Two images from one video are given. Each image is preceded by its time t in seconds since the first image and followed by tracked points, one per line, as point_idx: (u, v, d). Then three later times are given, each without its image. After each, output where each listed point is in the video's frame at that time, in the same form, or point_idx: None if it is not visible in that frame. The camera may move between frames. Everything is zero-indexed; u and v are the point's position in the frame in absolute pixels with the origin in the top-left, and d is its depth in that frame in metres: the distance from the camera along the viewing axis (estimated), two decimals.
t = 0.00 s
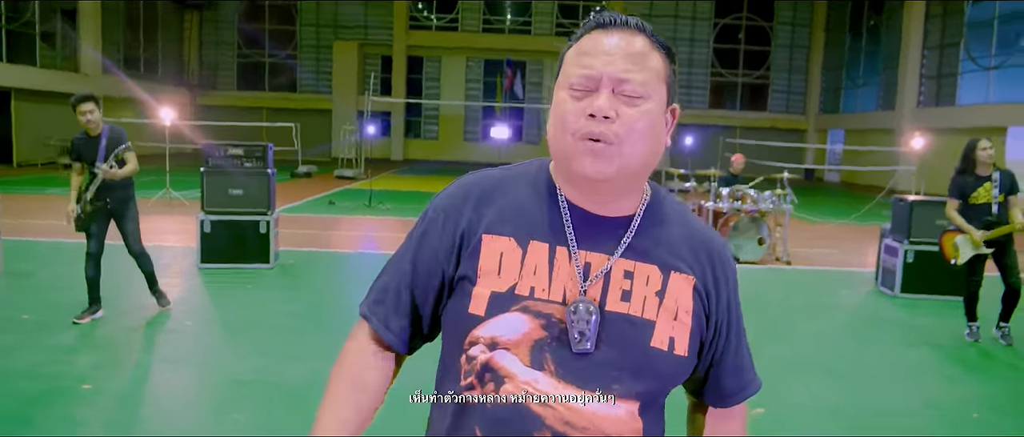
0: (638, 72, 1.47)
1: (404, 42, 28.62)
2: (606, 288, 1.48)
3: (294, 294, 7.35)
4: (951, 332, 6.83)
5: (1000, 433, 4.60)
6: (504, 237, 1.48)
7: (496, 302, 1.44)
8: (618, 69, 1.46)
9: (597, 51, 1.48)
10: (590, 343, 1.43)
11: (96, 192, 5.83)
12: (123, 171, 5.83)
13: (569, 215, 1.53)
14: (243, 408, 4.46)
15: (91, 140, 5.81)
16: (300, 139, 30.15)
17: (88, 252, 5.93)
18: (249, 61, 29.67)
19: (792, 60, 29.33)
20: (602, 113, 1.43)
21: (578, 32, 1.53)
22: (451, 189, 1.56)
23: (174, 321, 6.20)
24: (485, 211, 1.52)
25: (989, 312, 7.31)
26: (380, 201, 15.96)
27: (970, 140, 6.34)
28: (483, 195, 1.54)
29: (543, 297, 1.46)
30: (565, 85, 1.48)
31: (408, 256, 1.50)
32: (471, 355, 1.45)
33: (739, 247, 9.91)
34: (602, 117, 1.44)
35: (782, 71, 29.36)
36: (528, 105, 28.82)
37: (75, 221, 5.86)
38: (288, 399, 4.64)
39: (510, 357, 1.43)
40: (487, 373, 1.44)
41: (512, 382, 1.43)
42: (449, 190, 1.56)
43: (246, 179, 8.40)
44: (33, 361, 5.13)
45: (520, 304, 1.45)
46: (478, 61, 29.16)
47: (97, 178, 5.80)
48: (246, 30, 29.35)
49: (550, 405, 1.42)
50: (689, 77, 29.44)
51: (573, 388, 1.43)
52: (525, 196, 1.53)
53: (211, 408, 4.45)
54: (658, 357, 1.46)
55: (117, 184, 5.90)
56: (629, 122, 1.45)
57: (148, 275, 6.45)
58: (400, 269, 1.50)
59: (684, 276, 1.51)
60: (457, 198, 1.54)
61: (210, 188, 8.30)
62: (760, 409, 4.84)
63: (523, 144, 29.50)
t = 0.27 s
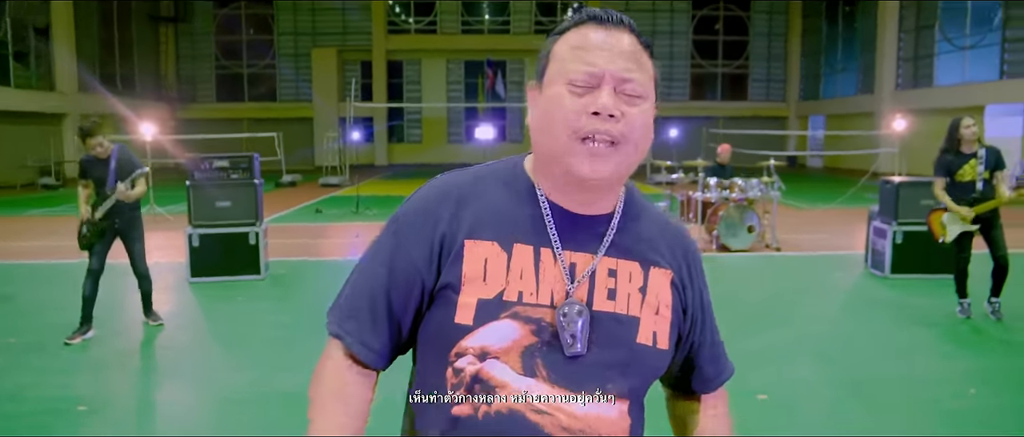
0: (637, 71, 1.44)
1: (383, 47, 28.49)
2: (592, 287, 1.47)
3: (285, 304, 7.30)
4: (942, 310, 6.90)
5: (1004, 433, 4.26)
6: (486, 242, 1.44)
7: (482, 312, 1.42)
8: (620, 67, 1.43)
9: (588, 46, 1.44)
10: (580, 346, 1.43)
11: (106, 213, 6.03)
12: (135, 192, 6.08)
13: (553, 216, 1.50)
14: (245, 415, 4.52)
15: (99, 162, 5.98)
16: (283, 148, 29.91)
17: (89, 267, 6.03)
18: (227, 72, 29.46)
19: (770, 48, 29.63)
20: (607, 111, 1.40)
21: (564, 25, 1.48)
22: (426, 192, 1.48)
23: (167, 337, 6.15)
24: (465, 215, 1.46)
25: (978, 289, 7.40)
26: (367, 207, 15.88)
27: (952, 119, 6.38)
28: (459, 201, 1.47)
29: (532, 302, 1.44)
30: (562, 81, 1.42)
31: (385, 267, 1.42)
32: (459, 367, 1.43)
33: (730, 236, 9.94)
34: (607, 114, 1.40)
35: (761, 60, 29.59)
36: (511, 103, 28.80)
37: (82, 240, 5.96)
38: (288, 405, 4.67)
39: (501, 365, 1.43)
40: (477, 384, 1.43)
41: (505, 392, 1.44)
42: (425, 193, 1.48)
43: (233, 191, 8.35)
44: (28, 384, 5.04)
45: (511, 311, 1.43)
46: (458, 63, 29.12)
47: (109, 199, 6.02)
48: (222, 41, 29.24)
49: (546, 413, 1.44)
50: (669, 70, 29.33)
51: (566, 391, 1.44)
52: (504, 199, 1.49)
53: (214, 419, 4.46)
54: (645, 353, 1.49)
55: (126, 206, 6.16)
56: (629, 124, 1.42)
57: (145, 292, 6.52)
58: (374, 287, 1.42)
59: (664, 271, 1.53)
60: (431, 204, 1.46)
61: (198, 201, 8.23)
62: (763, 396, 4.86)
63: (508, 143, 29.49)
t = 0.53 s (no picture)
0: (592, 53, 1.48)
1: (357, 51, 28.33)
2: (560, 285, 1.46)
3: (269, 315, 7.21)
4: (921, 292, 7.02)
5: (999, 433, 4.06)
6: (451, 246, 1.40)
7: (455, 320, 1.37)
8: (580, 48, 1.46)
9: (541, 33, 1.47)
10: (551, 342, 1.41)
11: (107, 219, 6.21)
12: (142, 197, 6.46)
13: (517, 212, 1.48)
14: (240, 428, 4.44)
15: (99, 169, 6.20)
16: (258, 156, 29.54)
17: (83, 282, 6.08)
18: (198, 82, 29.07)
19: (742, 40, 29.72)
20: (575, 88, 1.41)
21: (515, 17, 1.51)
22: (381, 198, 1.43)
23: (151, 352, 6.05)
24: (424, 221, 1.41)
25: (955, 270, 7.53)
26: (345, 213, 15.76)
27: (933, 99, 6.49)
28: (421, 203, 1.42)
29: (503, 303, 1.41)
30: (525, 66, 1.44)
31: (345, 281, 1.36)
32: (432, 378, 1.38)
33: (709, 227, 10.05)
34: (577, 92, 1.41)
35: (733, 51, 29.77)
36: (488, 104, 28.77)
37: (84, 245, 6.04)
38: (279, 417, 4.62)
39: (478, 376, 1.39)
40: (454, 398, 1.38)
41: (485, 400, 1.39)
42: (381, 198, 1.42)
43: (209, 202, 8.23)
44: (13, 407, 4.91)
45: (484, 316, 1.40)
46: (432, 64, 29.03)
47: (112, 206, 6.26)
48: (192, 50, 28.94)
49: (529, 420, 1.42)
50: (643, 64, 29.11)
51: (546, 395, 1.42)
52: (467, 197, 1.45)
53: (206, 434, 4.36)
54: (614, 347, 1.49)
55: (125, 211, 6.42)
56: (594, 101, 1.44)
57: (130, 308, 6.45)
58: (336, 301, 1.36)
59: (626, 264, 1.55)
60: (391, 210, 1.40)
61: (175, 213, 8.10)
62: (752, 385, 4.88)
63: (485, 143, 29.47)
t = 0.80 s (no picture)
0: (556, 70, 1.49)
1: (325, 54, 28.19)
2: (540, 300, 1.47)
3: (245, 325, 7.10)
4: (893, 280, 7.15)
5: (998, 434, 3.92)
6: (432, 267, 1.39)
7: (443, 341, 1.36)
8: (541, 67, 1.46)
9: (504, 53, 1.48)
10: (536, 359, 1.41)
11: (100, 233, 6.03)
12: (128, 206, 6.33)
13: (492, 230, 1.49)
14: None
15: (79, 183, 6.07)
16: (227, 163, 29.07)
17: (63, 294, 5.93)
18: (163, 90, 28.57)
19: (708, 35, 30.05)
20: (537, 110, 1.42)
21: (478, 35, 1.52)
22: (359, 220, 1.42)
23: (126, 368, 5.92)
24: (405, 243, 1.40)
25: (924, 257, 7.70)
26: (319, 218, 15.61)
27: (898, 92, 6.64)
28: (400, 223, 1.42)
29: (486, 323, 1.40)
30: (490, 88, 1.44)
31: (327, 306, 1.34)
32: (420, 402, 1.34)
33: (684, 223, 10.07)
34: (538, 114, 1.42)
35: (699, 47, 30.08)
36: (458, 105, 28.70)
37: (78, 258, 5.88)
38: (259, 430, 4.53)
39: (464, 396, 1.36)
40: (444, 419, 1.35)
41: (475, 421, 1.36)
42: (359, 221, 1.41)
43: (180, 212, 8.11)
44: None
45: (469, 335, 1.39)
46: (401, 66, 28.85)
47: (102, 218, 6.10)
48: (155, 57, 28.49)
49: None
50: (612, 61, 29.19)
51: (534, 413, 1.41)
52: (444, 219, 1.45)
53: None
54: (594, 359, 1.50)
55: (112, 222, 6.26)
56: (561, 119, 1.45)
57: (102, 323, 6.27)
58: (318, 325, 1.34)
59: (598, 277, 1.56)
60: (371, 231, 1.39)
61: (145, 225, 7.96)
62: (733, 378, 4.93)
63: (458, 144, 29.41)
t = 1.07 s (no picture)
0: (527, 53, 1.47)
1: (308, 40, 27.83)
2: (520, 287, 1.45)
3: (233, 313, 7.06)
4: (877, 262, 7.23)
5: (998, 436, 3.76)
6: (405, 259, 1.39)
7: (416, 333, 1.36)
8: (514, 51, 1.45)
9: (476, 38, 1.47)
10: (515, 347, 1.40)
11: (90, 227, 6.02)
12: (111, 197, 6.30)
13: (468, 217, 1.48)
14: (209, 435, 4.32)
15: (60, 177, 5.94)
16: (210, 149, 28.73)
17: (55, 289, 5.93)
18: (143, 76, 28.17)
19: (693, 17, 29.98)
20: (510, 94, 1.41)
21: (450, 22, 1.51)
22: (332, 216, 1.43)
23: (112, 358, 5.88)
24: (376, 233, 1.40)
25: (908, 239, 7.79)
26: (304, 205, 15.50)
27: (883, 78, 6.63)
28: (370, 219, 1.41)
29: (463, 313, 1.40)
30: (458, 75, 1.43)
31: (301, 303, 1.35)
32: (397, 395, 1.35)
33: (669, 205, 10.23)
34: (511, 97, 1.41)
35: (684, 29, 29.99)
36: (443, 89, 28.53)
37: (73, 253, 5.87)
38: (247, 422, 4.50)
39: (444, 388, 1.36)
40: (419, 410, 1.35)
41: (451, 411, 1.37)
42: (332, 218, 1.42)
43: (165, 202, 8.04)
44: None
45: (445, 325, 1.38)
46: (385, 50, 28.56)
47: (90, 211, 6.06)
48: (135, 44, 28.07)
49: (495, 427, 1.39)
50: (597, 45, 29.10)
51: (514, 401, 1.40)
52: (418, 210, 1.45)
53: None
54: (581, 347, 1.48)
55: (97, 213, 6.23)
56: (532, 101, 1.43)
57: (86, 313, 6.22)
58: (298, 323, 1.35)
59: (587, 260, 1.53)
60: (344, 227, 1.40)
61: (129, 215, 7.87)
62: (719, 361, 4.98)
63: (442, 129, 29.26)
